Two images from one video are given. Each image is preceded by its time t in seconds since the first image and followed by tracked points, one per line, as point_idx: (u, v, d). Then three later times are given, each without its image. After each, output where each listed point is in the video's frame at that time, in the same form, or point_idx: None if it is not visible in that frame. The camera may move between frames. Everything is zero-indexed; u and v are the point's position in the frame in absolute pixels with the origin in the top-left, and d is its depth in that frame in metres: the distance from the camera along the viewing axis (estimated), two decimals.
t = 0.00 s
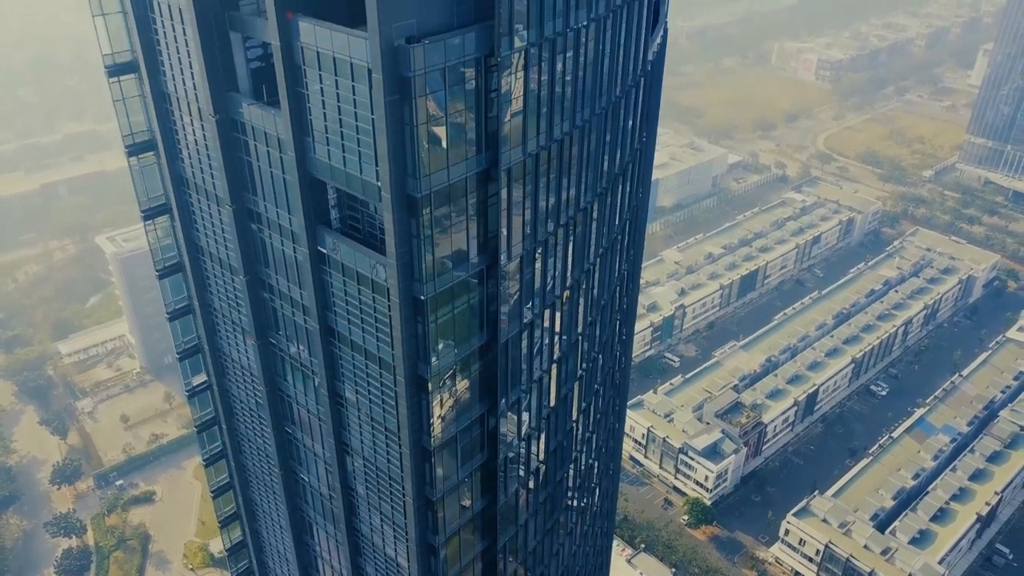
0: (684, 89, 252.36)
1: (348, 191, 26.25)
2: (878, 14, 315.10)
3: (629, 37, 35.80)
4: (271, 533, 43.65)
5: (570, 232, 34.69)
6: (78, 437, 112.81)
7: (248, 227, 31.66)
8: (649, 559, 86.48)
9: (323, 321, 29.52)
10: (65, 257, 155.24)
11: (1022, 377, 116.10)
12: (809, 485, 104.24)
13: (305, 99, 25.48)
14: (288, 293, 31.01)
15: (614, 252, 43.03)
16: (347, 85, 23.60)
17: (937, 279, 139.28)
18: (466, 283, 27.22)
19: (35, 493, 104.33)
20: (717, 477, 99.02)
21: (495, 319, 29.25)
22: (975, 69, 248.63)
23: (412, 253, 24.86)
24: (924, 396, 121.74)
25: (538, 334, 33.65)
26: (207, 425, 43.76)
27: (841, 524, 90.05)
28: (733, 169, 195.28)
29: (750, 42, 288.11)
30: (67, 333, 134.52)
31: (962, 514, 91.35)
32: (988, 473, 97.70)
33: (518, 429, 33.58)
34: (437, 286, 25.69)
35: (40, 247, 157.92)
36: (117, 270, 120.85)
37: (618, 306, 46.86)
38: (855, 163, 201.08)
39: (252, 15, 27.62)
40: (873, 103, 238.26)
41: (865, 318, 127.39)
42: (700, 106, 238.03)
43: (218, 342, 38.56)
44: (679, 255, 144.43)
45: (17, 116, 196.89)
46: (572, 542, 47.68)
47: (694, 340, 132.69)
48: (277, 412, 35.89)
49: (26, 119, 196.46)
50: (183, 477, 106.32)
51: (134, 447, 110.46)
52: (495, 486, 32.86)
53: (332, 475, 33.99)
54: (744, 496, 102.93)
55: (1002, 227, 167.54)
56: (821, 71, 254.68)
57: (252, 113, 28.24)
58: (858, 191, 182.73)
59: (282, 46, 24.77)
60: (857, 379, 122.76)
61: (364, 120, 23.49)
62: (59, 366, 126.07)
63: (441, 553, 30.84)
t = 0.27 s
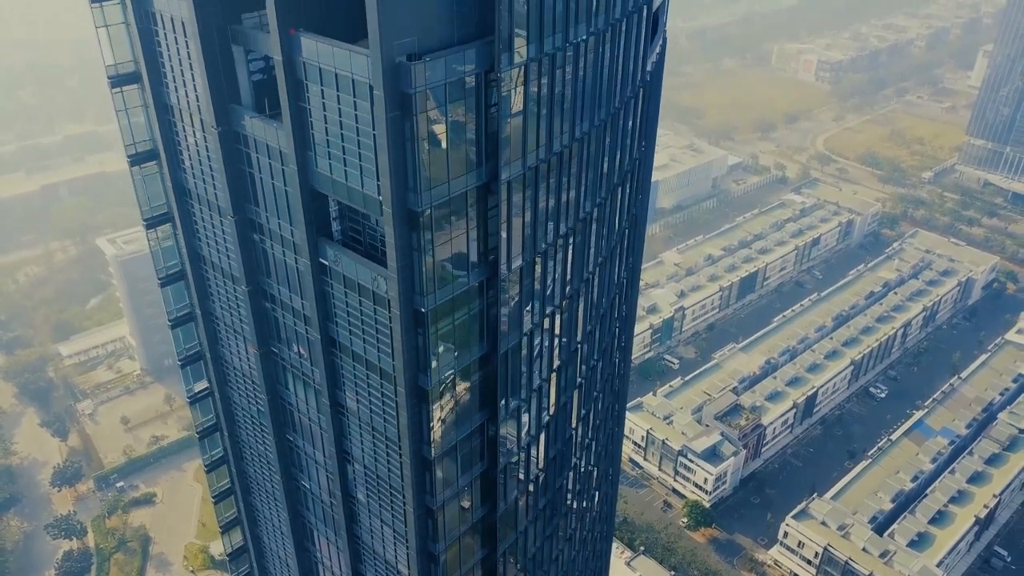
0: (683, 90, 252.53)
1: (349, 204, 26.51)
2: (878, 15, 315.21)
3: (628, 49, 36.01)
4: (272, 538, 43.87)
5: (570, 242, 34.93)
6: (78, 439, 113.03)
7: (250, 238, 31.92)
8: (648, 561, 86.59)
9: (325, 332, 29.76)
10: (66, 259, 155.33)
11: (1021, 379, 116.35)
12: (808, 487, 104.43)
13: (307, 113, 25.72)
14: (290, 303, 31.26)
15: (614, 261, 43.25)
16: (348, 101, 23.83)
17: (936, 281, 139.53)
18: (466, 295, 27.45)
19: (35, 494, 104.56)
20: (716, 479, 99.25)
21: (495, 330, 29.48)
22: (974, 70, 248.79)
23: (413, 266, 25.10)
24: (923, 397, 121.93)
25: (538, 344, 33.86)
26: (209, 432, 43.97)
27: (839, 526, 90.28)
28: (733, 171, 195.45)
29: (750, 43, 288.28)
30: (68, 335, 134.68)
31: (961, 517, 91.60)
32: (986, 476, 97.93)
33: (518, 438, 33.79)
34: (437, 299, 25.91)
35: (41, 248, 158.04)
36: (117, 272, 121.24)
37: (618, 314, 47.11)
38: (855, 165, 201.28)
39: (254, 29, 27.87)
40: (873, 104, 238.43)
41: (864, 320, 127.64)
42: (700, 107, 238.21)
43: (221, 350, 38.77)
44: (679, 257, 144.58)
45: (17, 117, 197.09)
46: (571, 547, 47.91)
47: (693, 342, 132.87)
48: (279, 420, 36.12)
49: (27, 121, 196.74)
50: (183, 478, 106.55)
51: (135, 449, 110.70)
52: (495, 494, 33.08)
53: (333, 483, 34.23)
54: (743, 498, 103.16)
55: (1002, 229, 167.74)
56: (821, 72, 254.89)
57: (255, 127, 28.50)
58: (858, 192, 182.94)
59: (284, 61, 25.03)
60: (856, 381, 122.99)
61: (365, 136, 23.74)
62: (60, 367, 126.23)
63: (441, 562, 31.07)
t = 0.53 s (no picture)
0: (683, 91, 252.77)
1: (351, 216, 26.79)
2: (878, 15, 315.46)
3: (628, 59, 36.24)
4: (274, 542, 44.14)
5: (570, 252, 35.16)
6: (80, 441, 113.32)
7: (253, 248, 32.24)
8: (648, 563, 86.79)
9: (327, 342, 30.03)
10: (67, 260, 155.57)
11: (1020, 380, 116.62)
12: (808, 488, 104.71)
13: (309, 126, 26.01)
14: (292, 312, 31.55)
15: (613, 269, 43.50)
16: (351, 115, 24.10)
17: (936, 282, 139.82)
18: (467, 306, 27.73)
19: (37, 496, 104.83)
20: (716, 481, 99.51)
21: (495, 341, 29.77)
22: (974, 71, 249.04)
23: (414, 278, 25.37)
24: (922, 399, 122.20)
25: (538, 353, 34.08)
26: (211, 437, 44.28)
27: (839, 528, 90.50)
28: (733, 172, 195.67)
29: (750, 44, 288.56)
30: (69, 337, 134.97)
31: (960, 518, 91.85)
32: (986, 477, 98.19)
33: (519, 446, 34.02)
34: (438, 310, 26.19)
35: (42, 249, 158.31)
36: (118, 274, 121.34)
37: (617, 321, 47.41)
38: (855, 166, 201.54)
39: (257, 42, 28.17)
40: (873, 105, 238.69)
41: (863, 321, 127.93)
42: (700, 108, 238.48)
43: (223, 356, 39.08)
44: (679, 258, 144.82)
45: (17, 117, 197.28)
46: (572, 552, 48.15)
47: (693, 343, 133.13)
48: (282, 427, 36.41)
49: (27, 122, 197.01)
50: (185, 480, 106.83)
51: (136, 450, 111.00)
52: (496, 502, 33.35)
53: (335, 490, 34.50)
54: (743, 499, 103.45)
55: (1001, 230, 167.98)
56: (820, 73, 255.19)
57: (258, 139, 28.81)
58: (857, 193, 183.18)
59: (288, 76, 25.32)
60: (856, 382, 123.27)
61: (368, 150, 24.01)
62: (61, 369, 126.51)
63: (442, 569, 31.32)
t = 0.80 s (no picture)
0: (683, 92, 252.96)
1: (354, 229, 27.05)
2: (878, 16, 315.71)
3: (628, 71, 36.48)
4: (277, 548, 44.36)
5: (570, 262, 35.37)
6: (81, 443, 113.56)
7: (256, 258, 32.51)
8: (649, 565, 86.95)
9: (330, 351, 30.25)
10: (68, 262, 155.83)
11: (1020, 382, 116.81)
12: (808, 490, 104.91)
13: (312, 140, 26.27)
14: (295, 320, 31.80)
15: (614, 277, 43.73)
16: (354, 130, 24.39)
17: (936, 284, 139.98)
18: (468, 317, 27.97)
19: (39, 498, 105.10)
20: (716, 483, 99.71)
21: (497, 352, 30.02)
22: (974, 71, 249.21)
23: (416, 290, 25.62)
24: (922, 401, 122.38)
25: (540, 362, 34.29)
26: (214, 443, 44.54)
27: (839, 530, 90.67)
28: (733, 173, 195.81)
29: (750, 45, 288.77)
30: (71, 339, 135.23)
31: (960, 520, 92.06)
32: (985, 479, 98.39)
33: (520, 455, 34.22)
34: (441, 322, 26.42)
35: (43, 251, 158.56)
36: (120, 276, 121.41)
37: (618, 328, 47.64)
38: (855, 167, 201.77)
39: (260, 56, 28.46)
40: (873, 106, 238.90)
41: (864, 323, 128.04)
42: (700, 109, 238.68)
43: (226, 364, 39.33)
44: (679, 260, 145.00)
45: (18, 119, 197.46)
46: (573, 558, 48.32)
47: (694, 345, 133.30)
48: (284, 434, 36.66)
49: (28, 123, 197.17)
50: (186, 482, 107.05)
51: (138, 452, 111.24)
52: (497, 510, 33.57)
53: (337, 497, 34.74)
54: (743, 501, 103.67)
55: (1001, 231, 168.13)
56: (821, 74, 255.43)
57: (262, 150, 29.09)
58: (857, 195, 183.38)
59: (291, 90, 25.59)
60: (856, 384, 123.44)
61: (371, 164, 24.29)
62: (63, 371, 126.75)
63: None
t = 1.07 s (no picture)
0: (683, 94, 253.28)
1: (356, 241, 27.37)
2: (878, 17, 316.01)
3: (628, 83, 36.79)
4: (278, 554, 44.66)
5: (570, 272, 35.62)
6: (82, 445, 113.80)
7: (258, 268, 32.77)
8: (649, 568, 87.12)
9: (332, 362, 30.52)
10: (69, 264, 156.16)
11: (1020, 385, 116.97)
12: (808, 493, 105.11)
13: (315, 153, 26.61)
14: (297, 330, 32.06)
15: (613, 287, 44.00)
16: (357, 145, 24.74)
17: (936, 287, 140.13)
18: (469, 329, 28.24)
19: (41, 501, 105.39)
20: (716, 486, 99.88)
21: (497, 362, 30.29)
22: (974, 73, 249.39)
23: (418, 302, 25.86)
24: (922, 403, 122.57)
25: (540, 372, 34.59)
26: (216, 449, 44.82)
27: (839, 533, 90.84)
28: (733, 175, 196.00)
29: (750, 46, 289.05)
30: (72, 341, 135.50)
31: (959, 524, 92.22)
32: (985, 482, 98.55)
33: (520, 464, 34.47)
34: (442, 333, 26.68)
35: (44, 253, 158.92)
36: (121, 279, 121.48)
37: (618, 336, 47.90)
38: (855, 169, 201.97)
39: (264, 69, 28.84)
40: (873, 108, 239.13)
41: (863, 326, 128.22)
42: (701, 111, 238.95)
43: (228, 372, 39.60)
44: (679, 262, 145.23)
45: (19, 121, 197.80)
46: (573, 565, 48.56)
47: (694, 347, 133.50)
48: (286, 442, 36.93)
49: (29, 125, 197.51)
50: (187, 485, 107.29)
51: (139, 455, 111.45)
52: (498, 519, 33.85)
53: (338, 505, 35.01)
54: (743, 504, 103.86)
55: (1001, 233, 168.33)
56: (821, 75, 255.68)
57: (264, 163, 29.39)
58: (857, 197, 183.55)
59: (295, 105, 25.91)
60: (856, 387, 123.61)
61: (373, 179, 24.61)
62: (64, 373, 127.04)
63: None
